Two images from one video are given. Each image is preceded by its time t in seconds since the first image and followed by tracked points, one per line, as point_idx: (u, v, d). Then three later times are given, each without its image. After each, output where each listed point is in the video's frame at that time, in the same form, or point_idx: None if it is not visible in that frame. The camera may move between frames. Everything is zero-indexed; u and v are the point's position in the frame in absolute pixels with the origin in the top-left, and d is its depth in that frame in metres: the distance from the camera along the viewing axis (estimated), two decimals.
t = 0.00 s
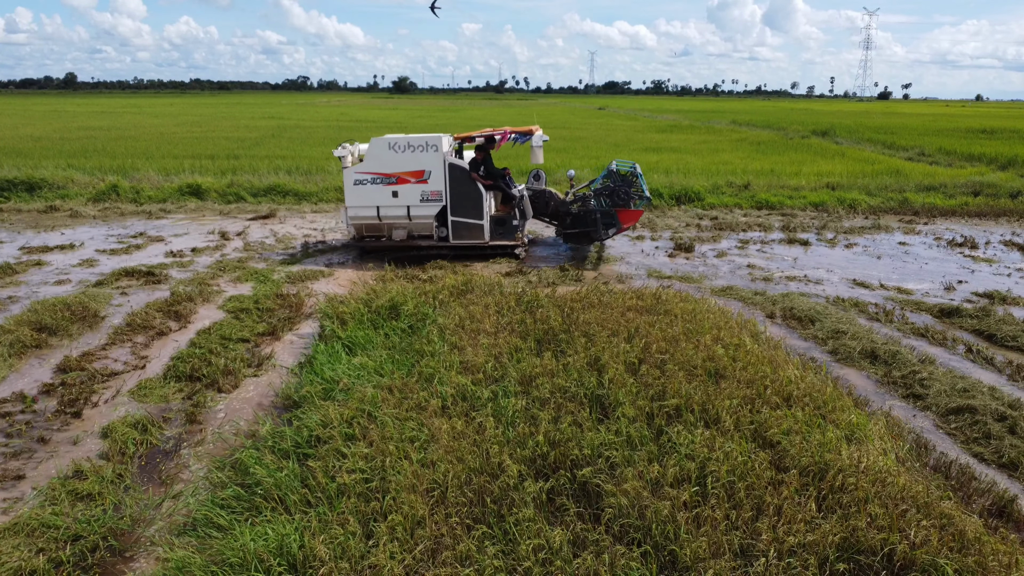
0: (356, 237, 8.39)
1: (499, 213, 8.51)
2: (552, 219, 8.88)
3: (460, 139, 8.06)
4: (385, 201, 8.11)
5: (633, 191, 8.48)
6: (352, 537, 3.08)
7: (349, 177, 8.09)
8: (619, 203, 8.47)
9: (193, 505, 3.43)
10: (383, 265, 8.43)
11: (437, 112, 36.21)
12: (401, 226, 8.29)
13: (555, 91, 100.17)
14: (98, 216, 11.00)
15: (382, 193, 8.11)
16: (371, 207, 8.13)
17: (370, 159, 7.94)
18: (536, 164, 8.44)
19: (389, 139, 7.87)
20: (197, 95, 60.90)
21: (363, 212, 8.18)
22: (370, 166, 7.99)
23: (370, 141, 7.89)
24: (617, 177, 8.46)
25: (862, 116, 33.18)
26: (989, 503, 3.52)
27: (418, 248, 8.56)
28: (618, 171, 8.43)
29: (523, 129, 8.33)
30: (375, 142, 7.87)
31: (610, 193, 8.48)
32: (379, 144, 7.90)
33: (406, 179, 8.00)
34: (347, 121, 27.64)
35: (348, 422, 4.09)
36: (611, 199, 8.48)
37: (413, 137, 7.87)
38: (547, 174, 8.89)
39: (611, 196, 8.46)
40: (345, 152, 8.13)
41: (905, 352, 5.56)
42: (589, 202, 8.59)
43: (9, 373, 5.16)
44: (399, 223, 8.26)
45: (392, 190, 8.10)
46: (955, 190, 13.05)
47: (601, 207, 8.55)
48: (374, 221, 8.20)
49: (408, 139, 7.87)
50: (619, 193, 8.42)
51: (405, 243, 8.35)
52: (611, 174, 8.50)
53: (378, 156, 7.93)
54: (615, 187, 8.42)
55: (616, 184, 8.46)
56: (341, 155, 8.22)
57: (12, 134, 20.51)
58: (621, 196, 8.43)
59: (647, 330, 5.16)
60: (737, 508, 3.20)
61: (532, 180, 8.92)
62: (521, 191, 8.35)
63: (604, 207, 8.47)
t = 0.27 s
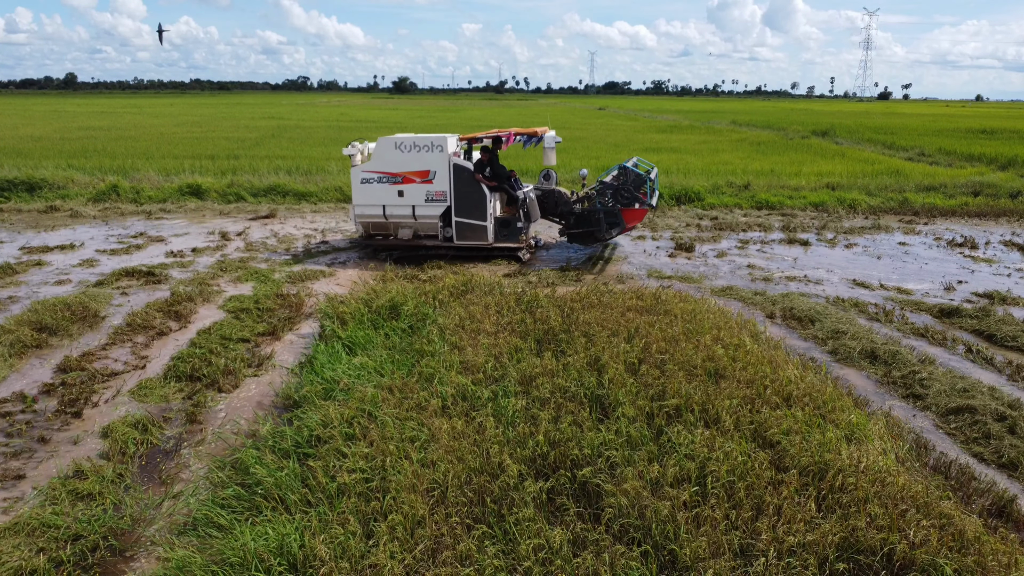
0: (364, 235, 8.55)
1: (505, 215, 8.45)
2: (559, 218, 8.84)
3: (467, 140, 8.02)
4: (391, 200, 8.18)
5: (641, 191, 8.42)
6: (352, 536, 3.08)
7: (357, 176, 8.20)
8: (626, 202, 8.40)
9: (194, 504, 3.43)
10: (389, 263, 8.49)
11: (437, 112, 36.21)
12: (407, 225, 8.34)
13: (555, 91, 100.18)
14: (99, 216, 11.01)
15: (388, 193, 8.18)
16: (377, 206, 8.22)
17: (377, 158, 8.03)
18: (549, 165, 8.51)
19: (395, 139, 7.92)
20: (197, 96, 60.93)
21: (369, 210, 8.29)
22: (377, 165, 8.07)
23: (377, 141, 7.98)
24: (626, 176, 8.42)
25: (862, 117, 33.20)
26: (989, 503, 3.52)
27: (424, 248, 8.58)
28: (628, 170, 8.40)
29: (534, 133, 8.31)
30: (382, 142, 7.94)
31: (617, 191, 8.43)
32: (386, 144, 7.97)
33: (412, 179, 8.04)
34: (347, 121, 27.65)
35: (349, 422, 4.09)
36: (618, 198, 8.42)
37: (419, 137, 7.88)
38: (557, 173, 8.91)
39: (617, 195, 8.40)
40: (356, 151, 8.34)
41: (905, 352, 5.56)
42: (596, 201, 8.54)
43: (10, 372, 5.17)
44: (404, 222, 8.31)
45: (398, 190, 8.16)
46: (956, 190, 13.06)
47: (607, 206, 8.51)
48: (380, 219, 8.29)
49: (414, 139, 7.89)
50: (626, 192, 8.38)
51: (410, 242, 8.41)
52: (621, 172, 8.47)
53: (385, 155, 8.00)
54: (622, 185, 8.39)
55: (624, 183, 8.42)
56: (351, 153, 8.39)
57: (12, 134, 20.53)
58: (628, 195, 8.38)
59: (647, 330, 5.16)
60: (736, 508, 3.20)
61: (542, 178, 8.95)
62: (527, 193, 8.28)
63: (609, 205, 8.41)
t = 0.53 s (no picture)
0: (366, 235, 8.58)
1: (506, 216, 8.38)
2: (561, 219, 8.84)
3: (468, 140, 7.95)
4: (393, 199, 8.22)
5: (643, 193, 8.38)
6: (353, 536, 3.09)
7: (360, 175, 8.27)
8: (627, 203, 8.38)
9: (194, 504, 3.43)
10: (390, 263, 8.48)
11: (437, 112, 36.20)
12: (408, 224, 8.37)
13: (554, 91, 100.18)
14: (99, 216, 11.00)
15: (391, 192, 8.23)
16: (379, 205, 8.27)
17: (380, 157, 8.09)
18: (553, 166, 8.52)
19: (398, 138, 7.98)
20: (197, 96, 60.93)
21: (372, 209, 8.35)
22: (380, 164, 8.13)
23: (380, 141, 8.05)
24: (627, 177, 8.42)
25: (862, 117, 33.21)
26: (989, 502, 3.52)
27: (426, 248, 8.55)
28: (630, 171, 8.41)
29: (540, 133, 8.32)
30: (385, 141, 8.01)
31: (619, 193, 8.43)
32: (389, 144, 8.03)
33: (414, 179, 8.08)
34: (347, 121, 27.65)
35: (349, 422, 4.10)
36: (618, 199, 8.39)
37: (422, 137, 7.91)
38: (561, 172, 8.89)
39: (617, 196, 8.39)
40: (359, 150, 8.37)
41: (905, 352, 5.56)
42: (597, 202, 8.55)
43: (11, 372, 5.18)
44: (406, 221, 8.32)
45: (401, 189, 8.20)
46: (956, 190, 13.05)
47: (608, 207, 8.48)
48: (382, 218, 8.35)
49: (417, 139, 7.93)
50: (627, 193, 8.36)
51: (411, 241, 8.40)
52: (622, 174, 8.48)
53: (388, 154, 8.06)
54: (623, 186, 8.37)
55: (624, 185, 8.42)
56: (355, 153, 8.42)
57: (12, 134, 20.52)
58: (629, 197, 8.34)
59: (647, 330, 5.17)
60: (737, 507, 3.20)
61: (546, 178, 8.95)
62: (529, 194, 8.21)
63: (610, 206, 8.40)
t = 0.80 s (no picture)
0: (366, 235, 8.59)
1: (506, 216, 8.40)
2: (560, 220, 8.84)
3: (467, 140, 7.97)
4: (392, 199, 8.21)
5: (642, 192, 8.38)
6: (354, 535, 3.08)
7: (359, 175, 8.25)
8: (626, 202, 8.37)
9: (195, 503, 3.43)
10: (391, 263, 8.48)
11: (436, 112, 36.19)
12: (408, 224, 8.36)
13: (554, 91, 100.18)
14: (99, 216, 11.00)
15: (390, 192, 8.22)
16: (378, 204, 8.26)
17: (379, 157, 8.07)
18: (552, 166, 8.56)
19: (397, 138, 7.96)
20: (197, 96, 60.94)
21: (371, 209, 8.34)
22: (379, 164, 8.12)
23: (379, 140, 8.03)
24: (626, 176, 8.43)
25: (862, 117, 33.21)
26: (989, 502, 3.52)
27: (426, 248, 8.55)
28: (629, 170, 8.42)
29: (540, 133, 8.34)
30: (384, 141, 7.99)
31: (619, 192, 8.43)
32: (388, 144, 8.00)
33: (413, 179, 8.06)
34: (347, 121, 27.64)
35: (350, 421, 4.10)
36: (617, 198, 8.39)
37: (421, 137, 7.90)
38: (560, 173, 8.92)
39: (617, 195, 8.38)
40: (357, 150, 8.35)
41: (906, 352, 5.56)
42: (596, 201, 8.54)
43: (11, 372, 5.18)
44: (406, 221, 8.32)
45: (400, 189, 8.18)
46: (956, 190, 13.05)
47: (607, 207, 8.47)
48: (382, 218, 8.34)
49: (416, 139, 7.92)
50: (626, 191, 8.36)
51: (411, 241, 8.41)
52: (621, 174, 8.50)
53: (387, 154, 8.04)
54: (623, 185, 8.37)
55: (624, 184, 8.43)
56: (353, 153, 8.41)
57: (12, 134, 20.50)
58: (629, 195, 8.34)
59: (648, 330, 5.16)
60: (738, 507, 3.20)
61: (545, 178, 8.98)
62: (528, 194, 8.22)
63: (609, 205, 8.38)
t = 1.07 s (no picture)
0: (358, 234, 8.48)
1: (499, 216, 8.45)
2: (554, 219, 8.86)
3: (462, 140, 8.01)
4: (386, 198, 8.16)
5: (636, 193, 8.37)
6: (354, 535, 3.08)
7: (352, 173, 8.16)
8: (621, 204, 8.38)
9: (196, 503, 3.43)
10: (385, 263, 8.45)
11: (436, 112, 36.18)
12: (402, 223, 8.31)
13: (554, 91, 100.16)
14: (99, 216, 10.99)
15: (383, 190, 8.17)
16: (372, 203, 8.20)
17: (373, 155, 8.00)
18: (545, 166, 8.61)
19: (392, 137, 7.91)
20: (197, 97, 60.95)
21: (364, 207, 8.26)
22: (373, 162, 8.05)
23: (374, 139, 7.96)
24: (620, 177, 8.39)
25: (863, 117, 33.21)
26: (990, 502, 3.52)
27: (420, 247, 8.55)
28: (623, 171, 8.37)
29: (535, 133, 8.33)
30: (379, 139, 7.92)
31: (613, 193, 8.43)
32: (383, 142, 7.95)
33: (408, 178, 8.03)
34: (347, 121, 27.63)
35: (351, 421, 4.10)
36: (612, 199, 8.39)
37: (417, 136, 7.89)
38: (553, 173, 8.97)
39: (611, 196, 8.39)
40: (351, 148, 8.26)
41: (906, 352, 5.56)
42: (591, 202, 8.56)
43: (11, 371, 5.17)
44: (400, 221, 8.28)
45: (394, 188, 8.14)
46: (956, 190, 13.05)
47: (602, 207, 8.50)
48: (375, 217, 8.27)
49: (411, 138, 7.91)
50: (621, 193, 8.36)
51: (405, 241, 8.35)
52: (615, 174, 8.47)
53: (381, 153, 7.99)
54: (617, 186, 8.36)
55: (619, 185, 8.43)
56: (347, 151, 8.35)
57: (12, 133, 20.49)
58: (623, 197, 8.34)
59: (648, 330, 5.16)
60: (739, 507, 3.20)
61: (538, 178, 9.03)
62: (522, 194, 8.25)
63: (604, 206, 8.41)
